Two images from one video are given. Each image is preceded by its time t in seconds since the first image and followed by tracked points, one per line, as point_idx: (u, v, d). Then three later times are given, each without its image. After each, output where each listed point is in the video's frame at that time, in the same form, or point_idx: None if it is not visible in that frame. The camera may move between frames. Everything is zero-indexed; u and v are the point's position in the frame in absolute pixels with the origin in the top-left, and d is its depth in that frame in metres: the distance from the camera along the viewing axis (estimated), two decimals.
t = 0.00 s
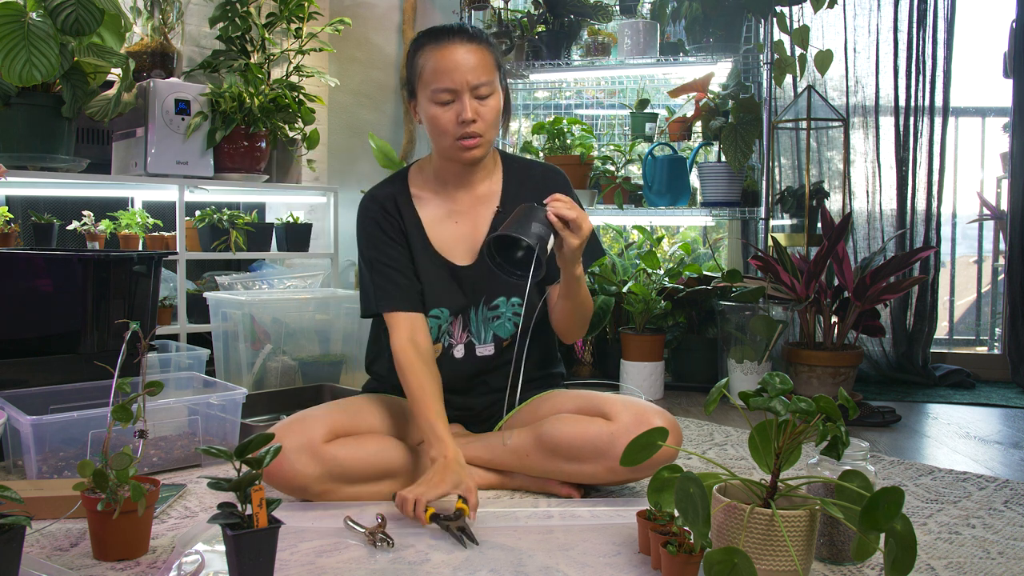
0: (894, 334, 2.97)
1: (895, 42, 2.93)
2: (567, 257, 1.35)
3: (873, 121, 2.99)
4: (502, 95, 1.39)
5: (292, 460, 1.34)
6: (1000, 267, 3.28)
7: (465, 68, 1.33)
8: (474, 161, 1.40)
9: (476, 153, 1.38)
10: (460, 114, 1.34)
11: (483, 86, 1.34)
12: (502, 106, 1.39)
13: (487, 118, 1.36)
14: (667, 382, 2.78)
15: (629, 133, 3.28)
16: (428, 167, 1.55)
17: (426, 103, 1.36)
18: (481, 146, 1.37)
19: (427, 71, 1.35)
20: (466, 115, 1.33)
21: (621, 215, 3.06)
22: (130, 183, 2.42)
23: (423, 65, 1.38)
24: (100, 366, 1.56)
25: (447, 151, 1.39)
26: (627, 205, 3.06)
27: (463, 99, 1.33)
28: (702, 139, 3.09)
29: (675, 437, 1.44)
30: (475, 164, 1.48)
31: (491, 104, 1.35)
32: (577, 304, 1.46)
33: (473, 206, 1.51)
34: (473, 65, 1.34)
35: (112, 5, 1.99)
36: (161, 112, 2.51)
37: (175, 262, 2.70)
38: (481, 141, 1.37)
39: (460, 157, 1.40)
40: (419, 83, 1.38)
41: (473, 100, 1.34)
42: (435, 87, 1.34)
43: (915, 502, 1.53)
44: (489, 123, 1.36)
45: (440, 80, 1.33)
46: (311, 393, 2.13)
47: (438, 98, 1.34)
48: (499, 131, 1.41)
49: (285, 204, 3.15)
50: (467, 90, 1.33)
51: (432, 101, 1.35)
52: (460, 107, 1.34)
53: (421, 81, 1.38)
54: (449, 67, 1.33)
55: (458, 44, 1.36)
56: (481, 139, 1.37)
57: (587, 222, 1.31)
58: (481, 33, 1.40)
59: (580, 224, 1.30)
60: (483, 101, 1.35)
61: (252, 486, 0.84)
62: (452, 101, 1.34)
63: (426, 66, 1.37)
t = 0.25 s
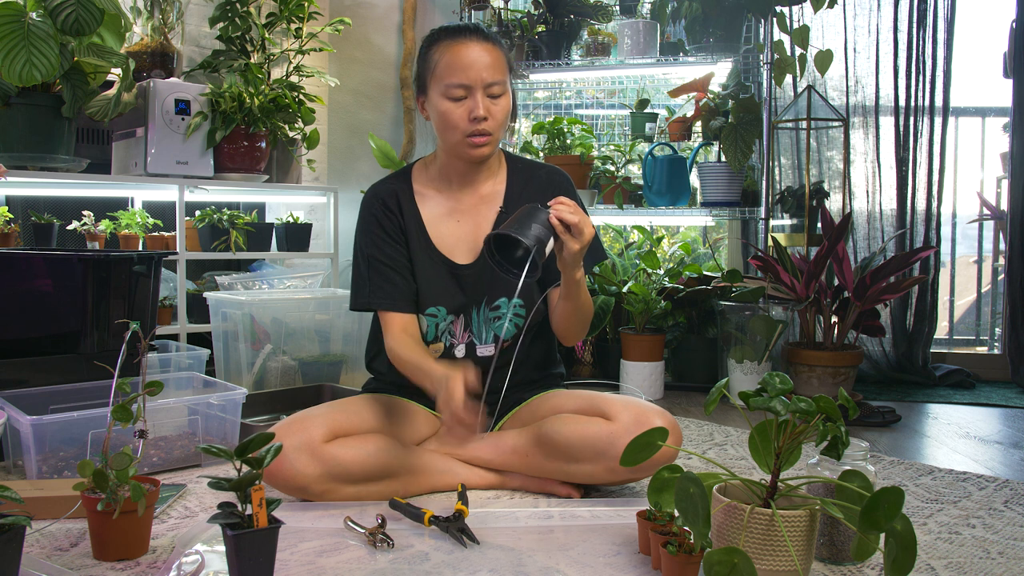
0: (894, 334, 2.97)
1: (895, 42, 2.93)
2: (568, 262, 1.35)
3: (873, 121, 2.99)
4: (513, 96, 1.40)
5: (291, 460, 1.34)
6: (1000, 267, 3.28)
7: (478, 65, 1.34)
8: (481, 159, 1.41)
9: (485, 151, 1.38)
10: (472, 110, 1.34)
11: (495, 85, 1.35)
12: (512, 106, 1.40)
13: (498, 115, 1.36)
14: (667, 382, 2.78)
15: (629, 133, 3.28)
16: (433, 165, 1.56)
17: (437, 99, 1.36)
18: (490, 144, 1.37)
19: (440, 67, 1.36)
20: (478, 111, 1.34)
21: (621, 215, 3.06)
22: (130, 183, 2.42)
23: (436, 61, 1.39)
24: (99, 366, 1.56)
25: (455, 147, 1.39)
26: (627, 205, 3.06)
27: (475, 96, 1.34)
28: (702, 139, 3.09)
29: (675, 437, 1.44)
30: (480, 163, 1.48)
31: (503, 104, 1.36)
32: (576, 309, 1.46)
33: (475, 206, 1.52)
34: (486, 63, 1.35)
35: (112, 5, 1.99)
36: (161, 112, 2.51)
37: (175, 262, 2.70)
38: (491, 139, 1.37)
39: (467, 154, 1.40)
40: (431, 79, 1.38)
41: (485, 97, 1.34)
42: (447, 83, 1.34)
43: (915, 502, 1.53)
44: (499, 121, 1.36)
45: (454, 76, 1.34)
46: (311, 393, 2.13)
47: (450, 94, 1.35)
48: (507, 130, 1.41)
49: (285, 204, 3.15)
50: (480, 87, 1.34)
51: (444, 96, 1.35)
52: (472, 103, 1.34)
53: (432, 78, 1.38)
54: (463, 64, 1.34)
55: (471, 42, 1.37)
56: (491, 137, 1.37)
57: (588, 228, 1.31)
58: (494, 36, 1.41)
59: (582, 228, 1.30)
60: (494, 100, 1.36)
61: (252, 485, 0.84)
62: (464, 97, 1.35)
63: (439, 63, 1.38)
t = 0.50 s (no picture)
0: (894, 334, 2.97)
1: (895, 42, 2.93)
2: (566, 254, 1.35)
3: (873, 121, 2.99)
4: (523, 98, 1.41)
5: (291, 460, 1.34)
6: (1000, 267, 3.28)
7: (492, 64, 1.35)
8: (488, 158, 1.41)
9: (495, 149, 1.38)
10: (484, 108, 1.35)
11: (508, 85, 1.36)
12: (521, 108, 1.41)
13: (509, 115, 1.37)
14: (667, 382, 2.78)
15: (629, 132, 3.28)
16: (439, 162, 1.56)
17: (449, 95, 1.37)
18: (500, 142, 1.38)
19: (454, 65, 1.37)
20: (491, 109, 1.35)
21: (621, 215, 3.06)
22: (130, 183, 2.42)
23: (449, 59, 1.40)
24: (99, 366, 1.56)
25: (464, 144, 1.39)
26: (627, 205, 3.06)
27: (488, 94, 1.35)
28: (702, 139, 3.09)
29: (675, 437, 1.44)
30: (487, 163, 1.49)
31: (514, 104, 1.38)
32: (575, 303, 1.45)
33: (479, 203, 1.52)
34: (500, 63, 1.36)
35: (112, 5, 1.99)
36: (161, 112, 2.51)
37: (175, 262, 2.70)
38: (501, 137, 1.37)
39: (476, 152, 1.40)
40: (443, 76, 1.39)
41: (498, 96, 1.36)
42: (461, 80, 1.35)
43: (915, 502, 1.53)
44: (509, 121, 1.37)
45: (468, 73, 1.35)
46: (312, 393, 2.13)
47: (463, 91, 1.35)
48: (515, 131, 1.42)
49: (285, 204, 3.15)
50: (494, 86, 1.35)
51: (457, 93, 1.36)
52: (485, 101, 1.35)
53: (445, 75, 1.39)
54: (478, 63, 1.35)
55: (485, 42, 1.38)
56: (501, 136, 1.37)
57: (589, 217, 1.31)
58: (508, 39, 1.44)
59: (581, 220, 1.29)
60: (506, 100, 1.37)
61: (252, 485, 0.84)
62: (477, 95, 1.35)
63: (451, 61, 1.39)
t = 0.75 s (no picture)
0: (894, 334, 2.97)
1: (895, 42, 2.93)
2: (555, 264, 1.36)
3: (873, 121, 2.99)
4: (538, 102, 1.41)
5: (291, 460, 1.34)
6: (1000, 267, 3.28)
7: (510, 66, 1.36)
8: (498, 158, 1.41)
9: (505, 150, 1.38)
10: (499, 109, 1.35)
11: (524, 88, 1.36)
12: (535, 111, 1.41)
13: (522, 117, 1.37)
14: (667, 382, 2.78)
15: (629, 133, 3.28)
16: (449, 159, 1.56)
17: (465, 93, 1.37)
18: (512, 144, 1.38)
19: (472, 63, 1.37)
20: (506, 110, 1.35)
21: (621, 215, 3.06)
22: (130, 183, 2.42)
23: (467, 57, 1.40)
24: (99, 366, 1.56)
25: (476, 143, 1.39)
26: (627, 205, 3.06)
27: (504, 96, 1.35)
28: (702, 139, 3.10)
29: (675, 437, 1.44)
30: (497, 164, 1.49)
31: (529, 107, 1.38)
32: (572, 308, 1.47)
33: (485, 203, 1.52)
34: (518, 65, 1.36)
35: (112, 5, 1.99)
36: (161, 112, 2.51)
37: (175, 262, 2.70)
38: (512, 139, 1.37)
39: (486, 151, 1.40)
40: (460, 73, 1.39)
41: (514, 98, 1.36)
42: (477, 80, 1.35)
43: (915, 502, 1.53)
44: (522, 123, 1.38)
45: (485, 73, 1.35)
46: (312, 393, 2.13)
47: (479, 90, 1.35)
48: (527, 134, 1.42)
49: (285, 205, 3.15)
50: (510, 87, 1.35)
51: (473, 91, 1.36)
52: (500, 102, 1.35)
53: (463, 73, 1.39)
54: (496, 63, 1.35)
55: (504, 43, 1.39)
56: (513, 137, 1.37)
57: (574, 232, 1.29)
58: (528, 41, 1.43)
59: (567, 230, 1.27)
60: (521, 103, 1.37)
61: (252, 485, 0.84)
62: (493, 94, 1.35)
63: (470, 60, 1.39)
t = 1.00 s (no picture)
0: (894, 334, 2.97)
1: (895, 42, 2.93)
2: (528, 270, 1.35)
3: (873, 121, 2.99)
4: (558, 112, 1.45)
5: (291, 460, 1.34)
6: (1000, 267, 3.28)
7: (535, 71, 1.39)
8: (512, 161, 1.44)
9: (521, 153, 1.41)
10: (520, 112, 1.38)
11: (548, 95, 1.40)
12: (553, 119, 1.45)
13: (541, 124, 1.40)
14: (667, 382, 2.78)
15: (629, 133, 3.27)
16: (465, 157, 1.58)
17: (489, 91, 1.39)
18: (528, 148, 1.41)
19: (499, 65, 1.40)
20: (526, 114, 1.38)
21: (621, 215, 3.07)
22: (130, 183, 2.42)
23: (494, 58, 1.43)
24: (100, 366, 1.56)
25: (493, 143, 1.41)
26: (627, 205, 3.07)
27: (525, 99, 1.38)
28: (702, 139, 3.10)
29: (675, 437, 1.44)
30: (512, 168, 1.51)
31: (549, 115, 1.41)
32: (550, 323, 1.46)
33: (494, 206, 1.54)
34: (543, 71, 1.39)
35: (112, 5, 1.99)
36: (161, 112, 2.51)
37: (175, 262, 2.70)
38: (530, 143, 1.40)
39: (502, 152, 1.42)
40: (487, 74, 1.42)
41: (535, 103, 1.39)
42: (502, 81, 1.38)
43: (914, 502, 1.53)
44: (541, 129, 1.41)
45: (512, 75, 1.38)
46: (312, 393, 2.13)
47: (503, 91, 1.38)
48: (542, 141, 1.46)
49: (285, 205, 3.15)
50: (533, 92, 1.38)
51: (497, 91, 1.39)
52: (522, 105, 1.38)
53: (489, 73, 1.42)
54: (522, 67, 1.38)
55: (531, 48, 1.42)
56: (530, 142, 1.40)
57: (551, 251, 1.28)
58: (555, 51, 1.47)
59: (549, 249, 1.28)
60: (543, 109, 1.41)
61: (252, 485, 0.84)
62: (516, 97, 1.38)
63: (496, 61, 1.42)
